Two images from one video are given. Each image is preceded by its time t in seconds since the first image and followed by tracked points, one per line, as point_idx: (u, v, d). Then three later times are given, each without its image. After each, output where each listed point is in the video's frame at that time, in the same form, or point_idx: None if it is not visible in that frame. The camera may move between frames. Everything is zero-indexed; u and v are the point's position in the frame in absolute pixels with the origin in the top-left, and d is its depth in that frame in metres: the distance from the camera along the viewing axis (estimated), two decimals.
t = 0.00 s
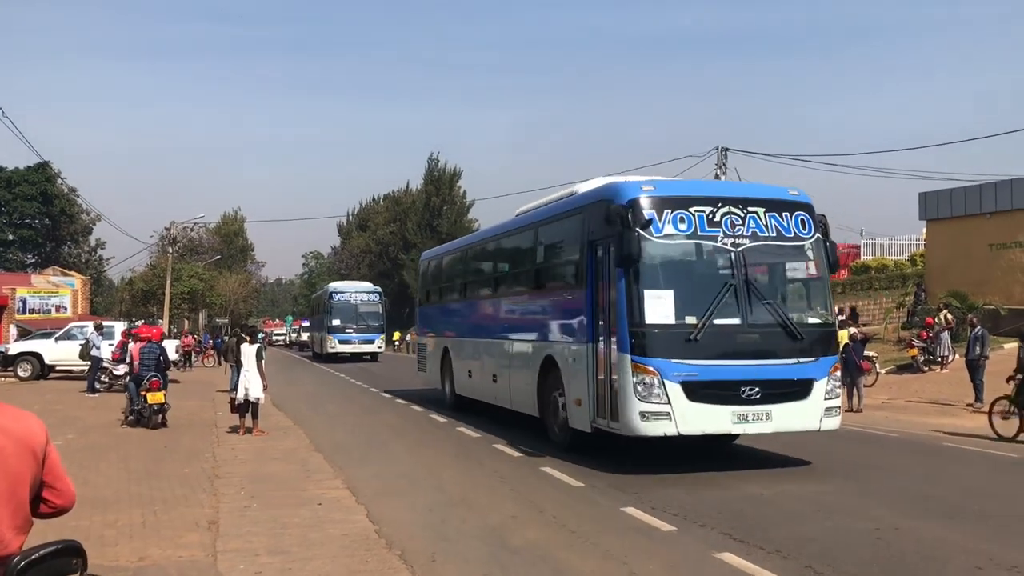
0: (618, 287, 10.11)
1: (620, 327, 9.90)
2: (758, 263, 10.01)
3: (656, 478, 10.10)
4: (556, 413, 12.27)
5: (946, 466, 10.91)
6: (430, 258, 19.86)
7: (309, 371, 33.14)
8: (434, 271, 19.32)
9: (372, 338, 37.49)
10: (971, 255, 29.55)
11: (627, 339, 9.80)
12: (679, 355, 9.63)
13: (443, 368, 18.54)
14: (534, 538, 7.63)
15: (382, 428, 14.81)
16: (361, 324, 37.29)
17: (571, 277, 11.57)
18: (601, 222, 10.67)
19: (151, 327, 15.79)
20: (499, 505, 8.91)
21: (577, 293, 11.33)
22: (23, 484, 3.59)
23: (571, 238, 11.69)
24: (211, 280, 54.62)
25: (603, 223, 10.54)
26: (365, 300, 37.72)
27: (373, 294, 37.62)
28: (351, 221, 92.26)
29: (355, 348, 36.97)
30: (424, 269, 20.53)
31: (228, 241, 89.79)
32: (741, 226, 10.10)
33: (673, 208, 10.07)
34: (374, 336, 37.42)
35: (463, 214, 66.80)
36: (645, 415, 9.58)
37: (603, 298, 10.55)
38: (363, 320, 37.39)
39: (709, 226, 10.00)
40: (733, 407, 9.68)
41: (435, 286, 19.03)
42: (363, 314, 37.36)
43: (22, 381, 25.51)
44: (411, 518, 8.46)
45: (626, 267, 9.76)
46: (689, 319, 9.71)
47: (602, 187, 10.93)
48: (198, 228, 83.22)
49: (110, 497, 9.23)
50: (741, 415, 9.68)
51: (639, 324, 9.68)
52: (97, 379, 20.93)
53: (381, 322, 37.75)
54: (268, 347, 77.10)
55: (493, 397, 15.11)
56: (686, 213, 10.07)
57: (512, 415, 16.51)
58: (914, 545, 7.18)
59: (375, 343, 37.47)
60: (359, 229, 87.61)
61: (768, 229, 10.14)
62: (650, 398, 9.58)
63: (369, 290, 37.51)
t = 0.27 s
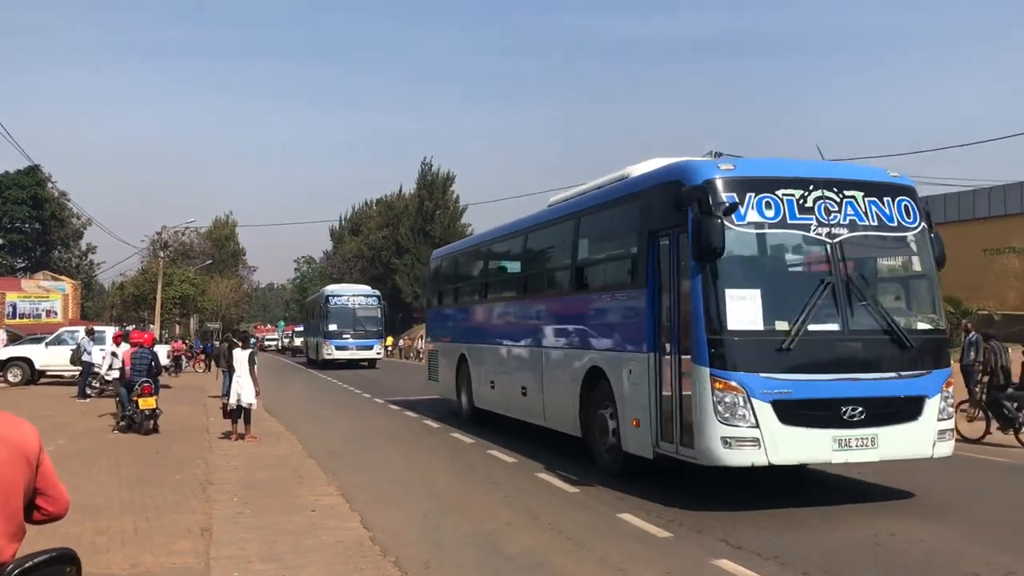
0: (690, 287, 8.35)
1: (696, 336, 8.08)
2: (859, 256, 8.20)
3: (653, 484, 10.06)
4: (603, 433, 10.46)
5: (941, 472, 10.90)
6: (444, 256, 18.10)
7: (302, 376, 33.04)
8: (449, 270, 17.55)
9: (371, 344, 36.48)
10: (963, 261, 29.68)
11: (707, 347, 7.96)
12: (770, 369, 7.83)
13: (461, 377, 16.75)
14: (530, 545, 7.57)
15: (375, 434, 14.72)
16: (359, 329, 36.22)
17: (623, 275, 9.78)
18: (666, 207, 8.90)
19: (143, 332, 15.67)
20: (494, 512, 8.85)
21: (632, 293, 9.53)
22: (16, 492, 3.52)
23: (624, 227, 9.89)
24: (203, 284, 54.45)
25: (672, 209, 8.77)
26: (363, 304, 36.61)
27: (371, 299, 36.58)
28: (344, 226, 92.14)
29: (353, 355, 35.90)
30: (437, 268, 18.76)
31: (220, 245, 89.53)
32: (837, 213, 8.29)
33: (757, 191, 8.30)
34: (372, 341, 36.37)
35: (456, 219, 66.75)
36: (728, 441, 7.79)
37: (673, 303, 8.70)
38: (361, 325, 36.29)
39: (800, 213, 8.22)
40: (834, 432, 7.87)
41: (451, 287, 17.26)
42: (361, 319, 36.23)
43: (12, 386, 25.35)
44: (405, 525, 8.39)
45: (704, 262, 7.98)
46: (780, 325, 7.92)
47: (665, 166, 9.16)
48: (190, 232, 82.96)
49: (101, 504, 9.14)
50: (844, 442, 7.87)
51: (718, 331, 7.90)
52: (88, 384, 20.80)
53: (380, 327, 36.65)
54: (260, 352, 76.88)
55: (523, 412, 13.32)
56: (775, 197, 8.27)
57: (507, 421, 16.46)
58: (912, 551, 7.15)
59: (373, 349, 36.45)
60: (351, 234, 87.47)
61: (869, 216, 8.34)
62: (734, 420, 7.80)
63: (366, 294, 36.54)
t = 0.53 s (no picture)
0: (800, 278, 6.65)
1: (813, 339, 6.37)
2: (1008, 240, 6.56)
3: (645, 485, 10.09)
4: (667, 458, 8.76)
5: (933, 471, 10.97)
6: (461, 250, 16.41)
7: (294, 378, 33.03)
8: (468, 265, 15.86)
9: (369, 346, 35.67)
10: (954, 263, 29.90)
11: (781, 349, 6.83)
12: (908, 382, 6.14)
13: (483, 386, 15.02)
14: (523, 546, 7.59)
15: (368, 436, 14.72)
16: (357, 331, 35.38)
17: (698, 268, 8.06)
18: (763, 181, 7.18)
19: (135, 334, 15.61)
20: (488, 513, 8.85)
21: (711, 288, 7.79)
22: (12, 495, 3.52)
23: (696, 209, 8.20)
24: (195, 286, 54.33)
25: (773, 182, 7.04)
26: (362, 305, 35.69)
27: (368, 300, 35.74)
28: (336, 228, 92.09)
29: (351, 358, 35.06)
30: (451, 264, 17.09)
31: (212, 247, 89.34)
32: (979, 187, 6.64)
33: (884, 159, 6.63)
34: (371, 343, 35.52)
35: (449, 221, 66.80)
36: (855, 473, 6.08)
37: (726, 298, 7.56)
38: (360, 326, 35.40)
39: (937, 185, 6.55)
40: (985, 461, 6.20)
41: (471, 285, 15.56)
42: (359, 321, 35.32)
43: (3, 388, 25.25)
44: (398, 527, 8.39)
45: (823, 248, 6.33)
46: (918, 325, 6.25)
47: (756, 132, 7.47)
48: (181, 234, 82.76)
49: (93, 506, 9.11)
50: (997, 474, 6.21)
51: (840, 334, 6.22)
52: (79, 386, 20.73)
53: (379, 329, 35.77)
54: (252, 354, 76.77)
55: (560, 428, 11.57)
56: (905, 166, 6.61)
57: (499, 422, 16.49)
58: (903, 550, 7.20)
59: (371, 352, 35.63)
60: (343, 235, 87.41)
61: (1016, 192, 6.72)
62: (862, 447, 6.09)
63: (365, 294, 35.70)
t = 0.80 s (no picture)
0: (984, 259, 5.18)
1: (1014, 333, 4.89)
2: None
3: (637, 478, 10.15)
4: (763, 481, 7.16)
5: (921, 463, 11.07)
6: (481, 236, 14.91)
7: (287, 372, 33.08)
8: (490, 252, 14.34)
9: (368, 340, 34.90)
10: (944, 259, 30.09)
11: (818, 344, 6.40)
12: None
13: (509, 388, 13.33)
14: (514, 538, 7.62)
15: (361, 429, 14.76)
16: (355, 325, 34.59)
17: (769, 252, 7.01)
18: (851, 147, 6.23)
19: (127, 328, 15.59)
20: (480, 506, 8.88)
21: (840, 270, 6.19)
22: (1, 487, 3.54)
23: (809, 171, 6.65)
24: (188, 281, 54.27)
25: (940, 130, 5.50)
26: (360, 299, 34.85)
27: (367, 293, 35.06)
28: (329, 222, 92.00)
29: (349, 353, 34.28)
30: (469, 252, 15.57)
31: (205, 241, 89.14)
32: None
33: None
34: (370, 338, 34.73)
35: (442, 216, 66.78)
36: None
37: (727, 293, 7.57)
38: (358, 320, 34.59)
39: None
40: None
41: (494, 274, 14.05)
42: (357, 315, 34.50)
43: None
44: (390, 519, 8.43)
45: None
46: None
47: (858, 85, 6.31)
48: (174, 229, 82.60)
49: (85, 500, 9.12)
50: None
51: None
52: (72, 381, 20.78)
53: (378, 323, 34.94)
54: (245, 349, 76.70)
55: (612, 438, 9.83)
56: None
57: (491, 417, 16.55)
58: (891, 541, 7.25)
59: (370, 346, 34.85)
60: (336, 229, 87.30)
61: None
62: None
63: (363, 287, 34.91)
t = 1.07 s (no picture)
0: None
1: None
2: None
3: (627, 472, 10.16)
4: (920, 523, 5.38)
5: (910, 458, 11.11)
6: (508, 218, 13.33)
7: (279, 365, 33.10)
8: (518, 238, 12.74)
9: (368, 333, 33.96)
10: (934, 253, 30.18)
11: (811, 336, 6.37)
12: None
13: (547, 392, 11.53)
14: (503, 531, 7.62)
15: (351, 422, 14.77)
16: (355, 317, 33.63)
17: (773, 243, 6.86)
18: (858, 134, 6.04)
19: (116, 320, 15.54)
20: (469, 499, 8.88)
21: (962, 255, 5.04)
22: None
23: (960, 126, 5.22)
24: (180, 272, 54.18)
25: None
26: (360, 290, 33.86)
27: (366, 283, 34.02)
28: (322, 214, 91.85)
29: (348, 346, 33.36)
30: (492, 238, 13.97)
31: (197, 233, 88.90)
32: None
33: None
34: (369, 330, 33.79)
35: (435, 208, 66.76)
36: None
37: (721, 286, 7.53)
38: (358, 312, 33.61)
39: None
40: None
41: (524, 262, 12.42)
42: (357, 307, 33.54)
43: None
44: (379, 512, 8.41)
45: None
46: None
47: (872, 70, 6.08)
48: (167, 221, 82.36)
49: (73, 492, 9.10)
50: None
51: None
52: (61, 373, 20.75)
53: (379, 314, 33.96)
54: (237, 341, 76.62)
55: (667, 450, 8.39)
56: None
57: (482, 410, 16.59)
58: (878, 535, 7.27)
59: (370, 339, 33.91)
60: (329, 221, 87.19)
61: None
62: None
63: (362, 278, 33.95)
